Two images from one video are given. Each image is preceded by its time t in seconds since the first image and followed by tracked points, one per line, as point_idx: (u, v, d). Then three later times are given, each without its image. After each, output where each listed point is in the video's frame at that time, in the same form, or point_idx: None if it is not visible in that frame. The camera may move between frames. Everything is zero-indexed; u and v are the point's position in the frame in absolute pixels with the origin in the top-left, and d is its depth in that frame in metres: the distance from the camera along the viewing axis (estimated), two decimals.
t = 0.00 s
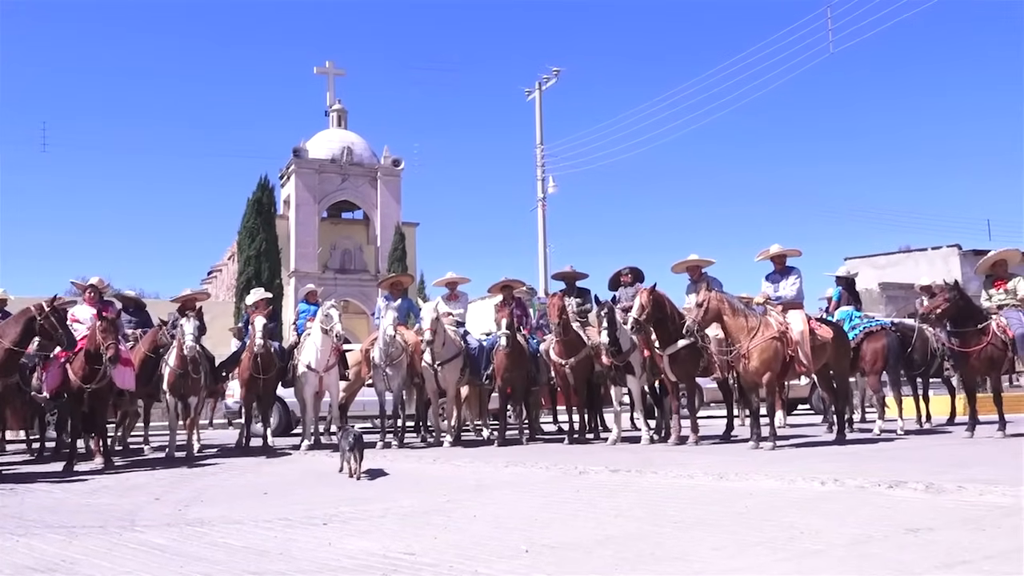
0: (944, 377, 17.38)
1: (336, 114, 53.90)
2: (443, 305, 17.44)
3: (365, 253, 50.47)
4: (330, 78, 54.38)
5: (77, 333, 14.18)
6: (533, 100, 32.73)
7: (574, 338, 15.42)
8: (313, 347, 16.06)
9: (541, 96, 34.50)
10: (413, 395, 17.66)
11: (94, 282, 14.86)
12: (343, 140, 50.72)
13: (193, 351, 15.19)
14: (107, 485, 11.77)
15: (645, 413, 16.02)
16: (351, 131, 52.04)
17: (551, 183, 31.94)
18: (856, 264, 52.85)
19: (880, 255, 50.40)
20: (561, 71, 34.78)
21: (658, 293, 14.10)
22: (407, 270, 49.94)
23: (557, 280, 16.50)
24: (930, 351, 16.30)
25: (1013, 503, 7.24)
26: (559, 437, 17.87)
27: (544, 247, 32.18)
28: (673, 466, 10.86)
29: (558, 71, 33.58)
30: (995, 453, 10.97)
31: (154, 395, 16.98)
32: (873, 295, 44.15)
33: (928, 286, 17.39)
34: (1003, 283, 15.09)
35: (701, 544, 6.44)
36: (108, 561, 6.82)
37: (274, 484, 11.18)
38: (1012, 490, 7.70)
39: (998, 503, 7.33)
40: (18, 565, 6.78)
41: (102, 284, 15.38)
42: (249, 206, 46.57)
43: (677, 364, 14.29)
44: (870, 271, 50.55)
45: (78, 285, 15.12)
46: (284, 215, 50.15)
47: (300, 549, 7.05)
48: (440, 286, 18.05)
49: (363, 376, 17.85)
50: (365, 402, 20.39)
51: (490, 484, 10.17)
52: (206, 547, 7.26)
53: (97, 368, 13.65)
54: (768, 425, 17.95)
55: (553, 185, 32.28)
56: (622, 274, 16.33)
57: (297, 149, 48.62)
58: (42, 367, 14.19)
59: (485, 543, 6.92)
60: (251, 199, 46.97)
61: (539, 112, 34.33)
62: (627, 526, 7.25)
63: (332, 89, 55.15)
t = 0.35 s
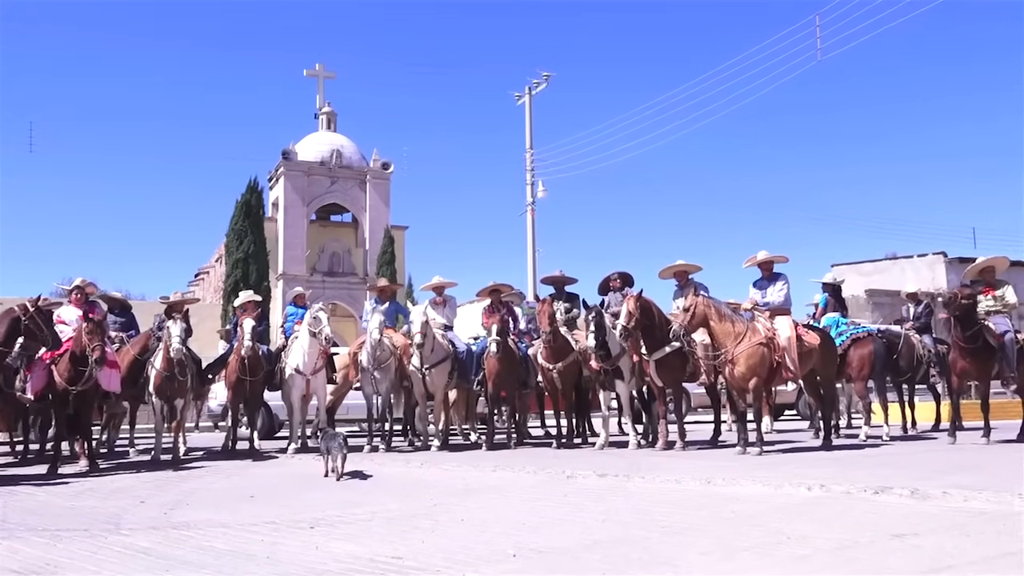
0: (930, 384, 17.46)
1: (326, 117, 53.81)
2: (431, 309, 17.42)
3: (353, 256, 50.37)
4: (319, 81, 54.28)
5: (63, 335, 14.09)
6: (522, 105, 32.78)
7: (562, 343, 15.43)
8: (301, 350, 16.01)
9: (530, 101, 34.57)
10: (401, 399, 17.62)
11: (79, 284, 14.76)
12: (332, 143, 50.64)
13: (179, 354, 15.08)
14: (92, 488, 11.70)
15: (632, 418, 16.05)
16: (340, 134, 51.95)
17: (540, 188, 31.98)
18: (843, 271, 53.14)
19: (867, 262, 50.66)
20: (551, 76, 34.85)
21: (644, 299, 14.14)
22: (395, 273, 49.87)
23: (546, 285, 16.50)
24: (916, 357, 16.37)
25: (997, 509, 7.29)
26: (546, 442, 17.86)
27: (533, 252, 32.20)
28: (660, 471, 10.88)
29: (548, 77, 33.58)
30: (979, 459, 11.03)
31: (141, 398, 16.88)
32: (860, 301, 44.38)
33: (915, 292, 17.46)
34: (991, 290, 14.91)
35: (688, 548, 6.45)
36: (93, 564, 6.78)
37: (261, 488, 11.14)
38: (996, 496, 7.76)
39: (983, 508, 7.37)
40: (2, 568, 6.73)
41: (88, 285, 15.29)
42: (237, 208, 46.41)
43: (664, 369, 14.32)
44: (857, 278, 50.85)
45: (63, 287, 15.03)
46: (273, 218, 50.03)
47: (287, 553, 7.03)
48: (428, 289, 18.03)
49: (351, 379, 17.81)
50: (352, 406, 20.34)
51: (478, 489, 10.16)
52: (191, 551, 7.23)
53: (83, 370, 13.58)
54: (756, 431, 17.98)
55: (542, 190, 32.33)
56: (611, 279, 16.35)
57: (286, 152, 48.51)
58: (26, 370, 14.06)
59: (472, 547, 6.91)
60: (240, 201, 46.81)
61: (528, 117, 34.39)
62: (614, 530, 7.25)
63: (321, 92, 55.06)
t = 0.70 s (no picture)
0: (924, 388, 17.49)
1: (320, 120, 53.78)
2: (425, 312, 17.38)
3: (347, 260, 50.32)
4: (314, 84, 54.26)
5: (56, 339, 14.03)
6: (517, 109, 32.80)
7: (557, 347, 15.42)
8: (295, 353, 15.98)
9: (525, 104, 34.59)
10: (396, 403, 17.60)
11: (72, 287, 14.70)
12: (326, 147, 50.59)
13: (173, 359, 15.03)
14: (85, 493, 11.65)
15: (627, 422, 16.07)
16: (335, 138, 51.91)
17: (534, 191, 32.00)
18: (836, 275, 53.29)
19: (860, 265, 50.79)
20: (545, 79, 34.87)
21: (636, 304, 14.21)
22: (389, 277, 49.83)
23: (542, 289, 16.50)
24: (910, 361, 16.40)
25: (990, 512, 7.31)
26: (541, 446, 17.86)
27: (527, 255, 32.20)
28: (654, 475, 10.88)
29: (542, 80, 33.42)
30: (972, 463, 11.05)
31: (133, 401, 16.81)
32: (854, 305, 44.49)
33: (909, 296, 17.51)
34: (985, 290, 14.97)
35: (683, 552, 6.45)
36: (86, 569, 6.75)
37: (254, 492, 11.10)
38: (989, 500, 7.77)
39: (977, 512, 7.40)
40: None
41: (81, 289, 15.22)
42: (232, 211, 46.34)
43: (658, 374, 14.32)
44: (850, 282, 51.00)
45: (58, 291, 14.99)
46: (267, 221, 49.97)
47: (281, 557, 7.01)
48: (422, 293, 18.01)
49: (346, 383, 17.79)
50: (348, 409, 20.35)
51: (473, 493, 10.15)
52: (185, 556, 7.20)
53: (76, 374, 13.54)
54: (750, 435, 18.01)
55: (537, 193, 32.36)
56: (608, 283, 16.36)
57: (281, 155, 48.47)
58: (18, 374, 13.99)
59: (466, 552, 6.90)
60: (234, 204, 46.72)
61: (523, 121, 34.42)
62: (609, 534, 7.25)
63: (316, 96, 55.04)
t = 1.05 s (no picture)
0: (924, 390, 17.48)
1: (320, 125, 53.82)
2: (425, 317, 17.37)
3: (347, 265, 50.33)
4: (313, 89, 54.33)
5: (56, 346, 14.04)
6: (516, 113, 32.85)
7: (557, 350, 15.42)
8: (295, 358, 15.98)
9: (524, 108, 34.63)
10: (396, 408, 17.59)
11: (72, 293, 14.72)
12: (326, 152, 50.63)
13: (172, 365, 15.03)
14: (86, 499, 11.64)
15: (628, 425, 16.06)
16: (334, 143, 51.94)
17: (534, 195, 32.02)
18: (836, 277, 53.29)
19: (860, 267, 50.79)
20: (544, 83, 34.90)
21: (631, 308, 14.25)
22: (389, 282, 49.83)
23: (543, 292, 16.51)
24: (910, 363, 16.39)
25: (992, 514, 7.30)
26: (542, 449, 17.84)
27: (527, 259, 32.22)
28: (656, 478, 10.87)
29: (541, 84, 33.09)
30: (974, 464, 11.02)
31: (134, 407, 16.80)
32: (854, 307, 44.49)
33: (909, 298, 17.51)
34: (983, 290, 15.00)
35: (684, 555, 6.45)
36: None
37: (256, 497, 11.10)
38: (990, 502, 7.77)
39: (978, 513, 7.39)
40: None
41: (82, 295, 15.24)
42: (231, 217, 46.36)
43: (658, 377, 14.30)
44: (850, 284, 51.00)
45: (58, 298, 15.02)
46: (267, 227, 49.99)
47: (282, 563, 7.01)
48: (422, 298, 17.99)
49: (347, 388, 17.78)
50: (349, 414, 20.34)
51: (474, 497, 10.15)
52: (186, 562, 7.20)
53: (76, 381, 13.53)
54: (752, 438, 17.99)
55: (537, 197, 32.39)
56: (608, 286, 16.36)
57: (280, 161, 48.51)
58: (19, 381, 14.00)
59: (468, 556, 6.90)
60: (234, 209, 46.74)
61: (522, 125, 34.46)
62: (611, 538, 7.25)
63: (315, 101, 55.10)
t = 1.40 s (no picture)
0: (924, 390, 17.48)
1: (317, 130, 53.84)
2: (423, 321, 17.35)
3: (346, 270, 50.32)
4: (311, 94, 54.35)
5: (55, 353, 14.04)
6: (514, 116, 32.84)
7: (556, 354, 15.41)
8: (295, 364, 15.97)
9: (522, 112, 34.63)
10: (395, 412, 17.57)
11: (71, 300, 14.71)
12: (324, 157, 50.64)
13: (172, 372, 15.02)
14: (86, 507, 11.62)
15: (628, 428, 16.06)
16: (332, 148, 51.96)
17: (532, 198, 32.01)
18: (835, 278, 53.29)
19: (859, 268, 50.79)
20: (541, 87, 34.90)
21: (632, 311, 14.24)
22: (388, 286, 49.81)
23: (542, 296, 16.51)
24: (909, 363, 16.39)
25: (992, 514, 7.30)
26: (542, 453, 17.84)
27: (526, 263, 32.20)
28: (656, 480, 10.86)
29: (539, 88, 32.65)
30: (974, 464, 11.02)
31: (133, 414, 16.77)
32: (853, 308, 44.47)
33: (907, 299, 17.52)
34: (981, 287, 14.96)
35: (684, 557, 6.45)
36: None
37: (256, 503, 11.08)
38: (990, 501, 7.76)
39: (978, 513, 7.39)
40: None
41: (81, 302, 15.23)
42: (230, 223, 46.36)
43: (656, 380, 14.27)
44: (850, 285, 50.98)
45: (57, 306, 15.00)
46: (266, 232, 49.98)
47: (282, 568, 7.00)
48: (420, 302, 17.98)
49: (346, 393, 17.75)
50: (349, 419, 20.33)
51: (474, 501, 10.14)
52: (186, 568, 7.18)
53: (75, 388, 13.54)
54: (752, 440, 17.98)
55: (536, 200, 32.37)
56: (607, 289, 16.37)
57: (278, 166, 48.52)
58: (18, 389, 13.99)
59: (468, 560, 6.89)
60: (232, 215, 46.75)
61: (520, 128, 34.46)
62: (611, 540, 7.24)
63: (313, 106, 55.12)
